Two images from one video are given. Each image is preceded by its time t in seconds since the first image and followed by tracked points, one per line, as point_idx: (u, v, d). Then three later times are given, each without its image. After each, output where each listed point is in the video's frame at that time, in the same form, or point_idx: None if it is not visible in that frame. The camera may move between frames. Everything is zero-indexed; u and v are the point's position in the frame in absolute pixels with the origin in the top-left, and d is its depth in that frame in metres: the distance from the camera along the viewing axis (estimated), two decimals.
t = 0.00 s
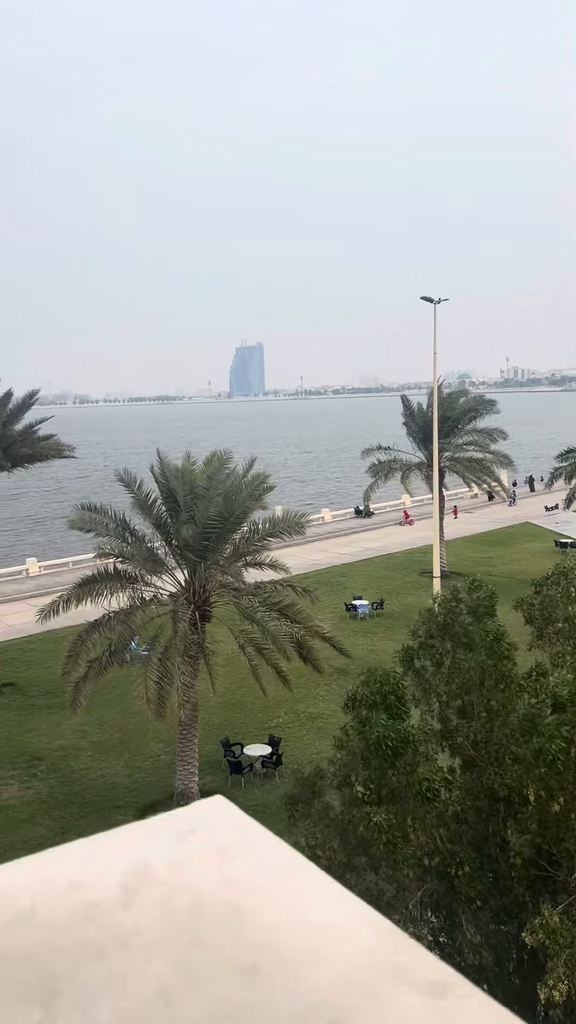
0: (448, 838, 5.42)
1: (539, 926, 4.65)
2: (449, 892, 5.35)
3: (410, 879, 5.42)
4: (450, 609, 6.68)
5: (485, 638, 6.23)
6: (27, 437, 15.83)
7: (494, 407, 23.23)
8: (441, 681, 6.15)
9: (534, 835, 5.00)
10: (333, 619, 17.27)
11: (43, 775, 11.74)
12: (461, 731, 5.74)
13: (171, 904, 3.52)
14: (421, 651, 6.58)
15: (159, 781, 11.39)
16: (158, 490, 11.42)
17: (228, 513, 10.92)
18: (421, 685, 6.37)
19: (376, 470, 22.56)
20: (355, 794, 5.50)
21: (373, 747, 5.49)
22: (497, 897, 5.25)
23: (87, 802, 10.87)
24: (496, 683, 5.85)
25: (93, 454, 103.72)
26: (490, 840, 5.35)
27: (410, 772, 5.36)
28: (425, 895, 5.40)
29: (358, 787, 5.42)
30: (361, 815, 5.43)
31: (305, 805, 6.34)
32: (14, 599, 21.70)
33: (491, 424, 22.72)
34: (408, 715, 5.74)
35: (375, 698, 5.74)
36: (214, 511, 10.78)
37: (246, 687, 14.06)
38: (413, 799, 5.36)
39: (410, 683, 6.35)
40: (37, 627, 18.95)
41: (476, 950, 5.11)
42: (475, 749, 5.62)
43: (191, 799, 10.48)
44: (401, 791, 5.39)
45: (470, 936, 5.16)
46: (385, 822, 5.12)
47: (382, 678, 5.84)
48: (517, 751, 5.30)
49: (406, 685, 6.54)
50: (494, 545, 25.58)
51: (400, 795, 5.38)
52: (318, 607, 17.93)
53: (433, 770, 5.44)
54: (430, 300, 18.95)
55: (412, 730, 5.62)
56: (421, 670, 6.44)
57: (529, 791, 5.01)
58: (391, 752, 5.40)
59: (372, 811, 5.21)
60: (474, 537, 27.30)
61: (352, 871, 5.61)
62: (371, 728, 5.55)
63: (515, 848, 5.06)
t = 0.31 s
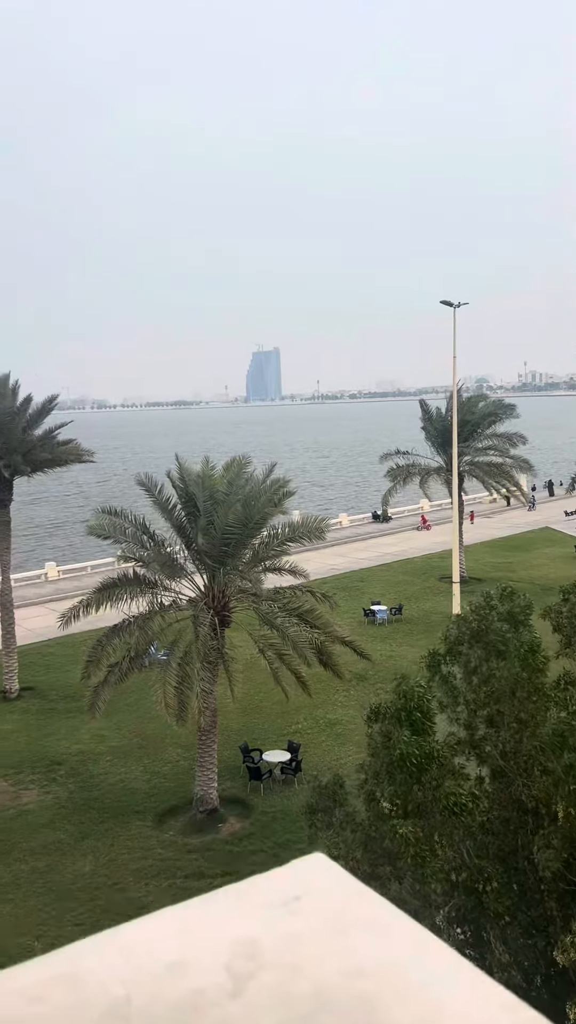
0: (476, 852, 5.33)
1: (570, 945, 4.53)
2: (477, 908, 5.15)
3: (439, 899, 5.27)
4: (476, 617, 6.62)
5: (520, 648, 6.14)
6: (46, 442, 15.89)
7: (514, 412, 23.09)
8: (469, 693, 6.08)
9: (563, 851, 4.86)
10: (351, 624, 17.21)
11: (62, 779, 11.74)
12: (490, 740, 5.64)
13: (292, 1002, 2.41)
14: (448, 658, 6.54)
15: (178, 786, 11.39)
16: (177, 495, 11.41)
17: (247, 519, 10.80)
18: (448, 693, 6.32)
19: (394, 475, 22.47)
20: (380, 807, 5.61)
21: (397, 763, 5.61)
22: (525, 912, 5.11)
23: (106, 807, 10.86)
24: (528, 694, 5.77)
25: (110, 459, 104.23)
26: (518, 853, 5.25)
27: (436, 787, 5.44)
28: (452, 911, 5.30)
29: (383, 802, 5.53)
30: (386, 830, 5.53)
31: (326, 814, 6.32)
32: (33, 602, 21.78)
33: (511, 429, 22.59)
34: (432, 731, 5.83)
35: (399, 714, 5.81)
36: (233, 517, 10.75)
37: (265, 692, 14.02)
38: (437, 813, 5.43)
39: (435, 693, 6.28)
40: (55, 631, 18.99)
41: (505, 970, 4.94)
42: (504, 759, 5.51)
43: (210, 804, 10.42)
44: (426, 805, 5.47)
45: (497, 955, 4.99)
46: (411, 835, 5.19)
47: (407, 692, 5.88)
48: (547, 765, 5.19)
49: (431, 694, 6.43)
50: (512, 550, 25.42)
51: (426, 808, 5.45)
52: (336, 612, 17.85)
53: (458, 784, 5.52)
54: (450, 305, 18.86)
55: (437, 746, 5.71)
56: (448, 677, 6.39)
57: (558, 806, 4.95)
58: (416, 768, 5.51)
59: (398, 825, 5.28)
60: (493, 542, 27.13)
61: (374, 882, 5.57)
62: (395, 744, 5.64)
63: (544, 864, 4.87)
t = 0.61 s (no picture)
0: (500, 868, 5.23)
1: None
2: (502, 921, 5.03)
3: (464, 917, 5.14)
4: (501, 621, 6.39)
5: (555, 657, 5.75)
6: (66, 445, 15.94)
7: (534, 416, 22.93)
8: (496, 702, 5.95)
9: None
10: (369, 629, 17.14)
11: (80, 782, 11.74)
12: (518, 751, 5.56)
13: None
14: (475, 665, 6.36)
15: (196, 791, 11.36)
16: (197, 498, 11.39)
17: (266, 523, 10.78)
18: (474, 701, 6.16)
19: (413, 480, 22.37)
20: (404, 824, 5.42)
21: (421, 780, 5.38)
22: (553, 927, 5.03)
23: (123, 811, 10.83)
24: (560, 707, 5.51)
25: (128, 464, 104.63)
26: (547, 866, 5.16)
27: (461, 804, 5.25)
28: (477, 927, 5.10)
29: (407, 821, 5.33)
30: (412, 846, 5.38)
31: (348, 823, 6.20)
32: (52, 605, 21.86)
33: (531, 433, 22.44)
34: (454, 744, 5.63)
35: (421, 730, 5.62)
36: (253, 521, 10.67)
37: (284, 697, 13.97)
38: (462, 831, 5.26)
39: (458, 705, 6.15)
40: (74, 634, 19.05)
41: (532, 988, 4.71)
42: (533, 771, 5.40)
43: (227, 810, 10.37)
44: (449, 821, 5.31)
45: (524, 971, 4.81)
46: (438, 855, 5.01)
47: (429, 705, 5.69)
48: None
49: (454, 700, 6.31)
50: (532, 555, 25.25)
51: (451, 824, 5.30)
52: (355, 617, 17.78)
53: (484, 800, 5.34)
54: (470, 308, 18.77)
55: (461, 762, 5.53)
56: (474, 685, 6.23)
57: None
58: (440, 785, 5.30)
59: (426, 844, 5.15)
60: (512, 547, 26.96)
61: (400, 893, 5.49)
62: (418, 761, 5.42)
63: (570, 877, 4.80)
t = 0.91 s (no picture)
0: (527, 888, 5.13)
1: None
2: (530, 943, 5.05)
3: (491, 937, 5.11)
4: (532, 633, 6.16)
5: None
6: (90, 449, 15.96)
7: (560, 422, 22.69)
8: (525, 715, 5.78)
9: None
10: (392, 637, 17.01)
11: (100, 788, 11.71)
12: (549, 767, 5.44)
13: None
14: (504, 676, 6.17)
15: (216, 798, 11.29)
16: (220, 503, 11.31)
17: (288, 529, 10.71)
18: (503, 713, 6.01)
19: (437, 487, 22.21)
20: (428, 847, 5.14)
21: (446, 802, 5.07)
22: None
23: (144, 818, 10.78)
24: None
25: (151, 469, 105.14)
26: None
27: (488, 827, 4.96)
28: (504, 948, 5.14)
29: (432, 844, 5.08)
30: (438, 868, 5.06)
31: (374, 835, 5.98)
32: (75, 609, 21.92)
33: (556, 440, 22.20)
34: (482, 763, 5.31)
35: (446, 750, 5.30)
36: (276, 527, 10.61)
37: (305, 705, 13.87)
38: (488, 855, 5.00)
39: (486, 721, 6.01)
40: (96, 638, 19.07)
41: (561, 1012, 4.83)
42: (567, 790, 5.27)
43: (248, 819, 10.30)
44: (475, 843, 5.00)
45: (553, 994, 4.90)
46: (466, 885, 4.85)
47: (454, 724, 5.35)
48: None
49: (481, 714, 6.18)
50: (557, 563, 24.97)
51: (476, 846, 4.99)
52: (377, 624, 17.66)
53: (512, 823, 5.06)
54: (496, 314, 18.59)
55: (489, 783, 5.21)
56: (503, 697, 6.06)
57: None
58: (466, 808, 4.99)
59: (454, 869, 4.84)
60: (537, 555, 26.69)
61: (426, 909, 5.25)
62: (443, 782, 5.12)
63: None
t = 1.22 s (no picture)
0: (550, 902, 5.02)
1: None
2: (553, 958, 5.00)
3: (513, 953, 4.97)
4: (556, 641, 6.08)
5: None
6: (112, 451, 16.02)
7: None
8: (549, 727, 5.70)
9: None
10: (412, 642, 16.92)
11: (119, 790, 11.72)
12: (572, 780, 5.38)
13: None
14: (528, 686, 6.06)
15: (234, 802, 11.27)
16: (241, 507, 11.29)
17: (309, 533, 10.66)
18: (526, 723, 5.92)
19: (459, 491, 22.08)
20: (448, 865, 5.13)
21: (465, 815, 5.00)
22: None
23: (162, 821, 10.78)
24: None
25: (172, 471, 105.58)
26: None
27: (509, 840, 4.92)
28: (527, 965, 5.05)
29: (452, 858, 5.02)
30: (458, 881, 5.05)
31: (396, 844, 5.91)
32: (96, 610, 22.01)
33: None
34: (503, 775, 5.24)
35: (466, 762, 5.23)
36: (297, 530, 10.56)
37: (325, 710, 13.82)
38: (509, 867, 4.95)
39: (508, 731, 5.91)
40: (116, 640, 19.13)
41: None
42: None
43: (266, 823, 10.26)
44: (497, 856, 4.93)
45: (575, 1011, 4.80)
46: (488, 898, 4.77)
47: (473, 737, 5.30)
48: None
49: (504, 724, 6.08)
50: None
51: (498, 859, 4.92)
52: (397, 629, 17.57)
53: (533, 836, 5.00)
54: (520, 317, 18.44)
55: (510, 795, 5.14)
56: (527, 706, 5.97)
57: None
58: (487, 821, 4.91)
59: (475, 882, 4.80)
60: (559, 561, 26.45)
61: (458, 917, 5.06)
62: (463, 794, 5.07)
63: None
